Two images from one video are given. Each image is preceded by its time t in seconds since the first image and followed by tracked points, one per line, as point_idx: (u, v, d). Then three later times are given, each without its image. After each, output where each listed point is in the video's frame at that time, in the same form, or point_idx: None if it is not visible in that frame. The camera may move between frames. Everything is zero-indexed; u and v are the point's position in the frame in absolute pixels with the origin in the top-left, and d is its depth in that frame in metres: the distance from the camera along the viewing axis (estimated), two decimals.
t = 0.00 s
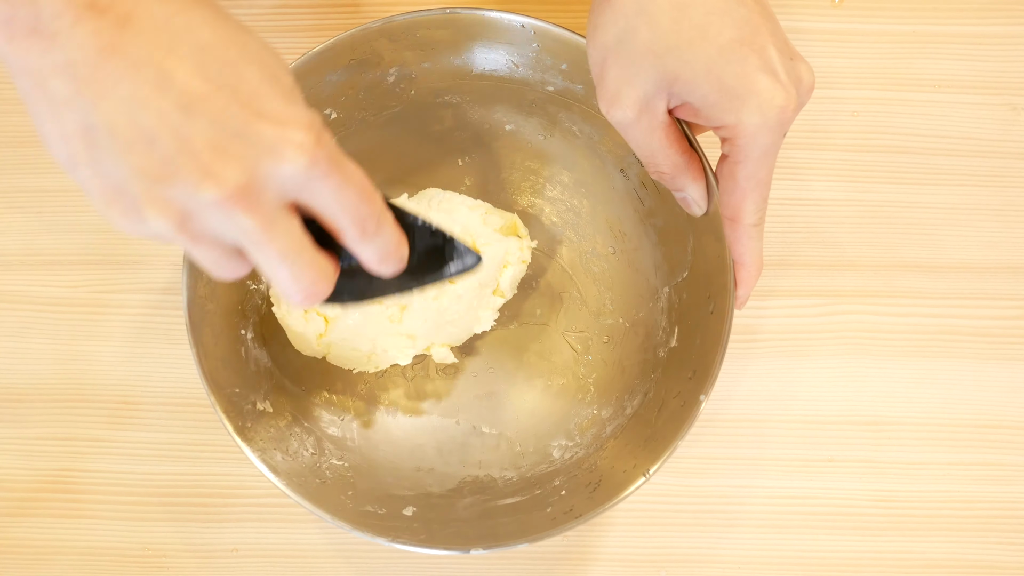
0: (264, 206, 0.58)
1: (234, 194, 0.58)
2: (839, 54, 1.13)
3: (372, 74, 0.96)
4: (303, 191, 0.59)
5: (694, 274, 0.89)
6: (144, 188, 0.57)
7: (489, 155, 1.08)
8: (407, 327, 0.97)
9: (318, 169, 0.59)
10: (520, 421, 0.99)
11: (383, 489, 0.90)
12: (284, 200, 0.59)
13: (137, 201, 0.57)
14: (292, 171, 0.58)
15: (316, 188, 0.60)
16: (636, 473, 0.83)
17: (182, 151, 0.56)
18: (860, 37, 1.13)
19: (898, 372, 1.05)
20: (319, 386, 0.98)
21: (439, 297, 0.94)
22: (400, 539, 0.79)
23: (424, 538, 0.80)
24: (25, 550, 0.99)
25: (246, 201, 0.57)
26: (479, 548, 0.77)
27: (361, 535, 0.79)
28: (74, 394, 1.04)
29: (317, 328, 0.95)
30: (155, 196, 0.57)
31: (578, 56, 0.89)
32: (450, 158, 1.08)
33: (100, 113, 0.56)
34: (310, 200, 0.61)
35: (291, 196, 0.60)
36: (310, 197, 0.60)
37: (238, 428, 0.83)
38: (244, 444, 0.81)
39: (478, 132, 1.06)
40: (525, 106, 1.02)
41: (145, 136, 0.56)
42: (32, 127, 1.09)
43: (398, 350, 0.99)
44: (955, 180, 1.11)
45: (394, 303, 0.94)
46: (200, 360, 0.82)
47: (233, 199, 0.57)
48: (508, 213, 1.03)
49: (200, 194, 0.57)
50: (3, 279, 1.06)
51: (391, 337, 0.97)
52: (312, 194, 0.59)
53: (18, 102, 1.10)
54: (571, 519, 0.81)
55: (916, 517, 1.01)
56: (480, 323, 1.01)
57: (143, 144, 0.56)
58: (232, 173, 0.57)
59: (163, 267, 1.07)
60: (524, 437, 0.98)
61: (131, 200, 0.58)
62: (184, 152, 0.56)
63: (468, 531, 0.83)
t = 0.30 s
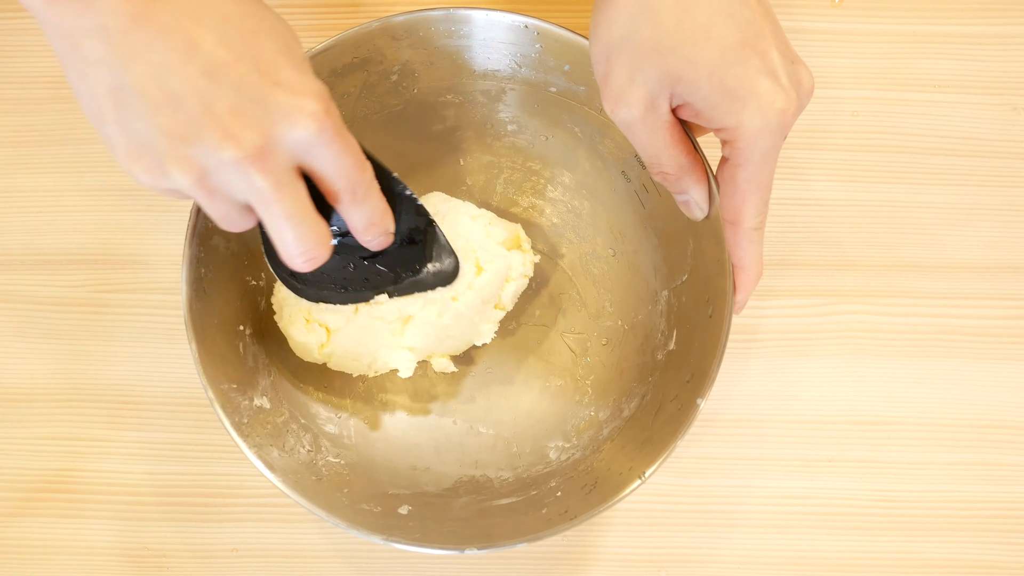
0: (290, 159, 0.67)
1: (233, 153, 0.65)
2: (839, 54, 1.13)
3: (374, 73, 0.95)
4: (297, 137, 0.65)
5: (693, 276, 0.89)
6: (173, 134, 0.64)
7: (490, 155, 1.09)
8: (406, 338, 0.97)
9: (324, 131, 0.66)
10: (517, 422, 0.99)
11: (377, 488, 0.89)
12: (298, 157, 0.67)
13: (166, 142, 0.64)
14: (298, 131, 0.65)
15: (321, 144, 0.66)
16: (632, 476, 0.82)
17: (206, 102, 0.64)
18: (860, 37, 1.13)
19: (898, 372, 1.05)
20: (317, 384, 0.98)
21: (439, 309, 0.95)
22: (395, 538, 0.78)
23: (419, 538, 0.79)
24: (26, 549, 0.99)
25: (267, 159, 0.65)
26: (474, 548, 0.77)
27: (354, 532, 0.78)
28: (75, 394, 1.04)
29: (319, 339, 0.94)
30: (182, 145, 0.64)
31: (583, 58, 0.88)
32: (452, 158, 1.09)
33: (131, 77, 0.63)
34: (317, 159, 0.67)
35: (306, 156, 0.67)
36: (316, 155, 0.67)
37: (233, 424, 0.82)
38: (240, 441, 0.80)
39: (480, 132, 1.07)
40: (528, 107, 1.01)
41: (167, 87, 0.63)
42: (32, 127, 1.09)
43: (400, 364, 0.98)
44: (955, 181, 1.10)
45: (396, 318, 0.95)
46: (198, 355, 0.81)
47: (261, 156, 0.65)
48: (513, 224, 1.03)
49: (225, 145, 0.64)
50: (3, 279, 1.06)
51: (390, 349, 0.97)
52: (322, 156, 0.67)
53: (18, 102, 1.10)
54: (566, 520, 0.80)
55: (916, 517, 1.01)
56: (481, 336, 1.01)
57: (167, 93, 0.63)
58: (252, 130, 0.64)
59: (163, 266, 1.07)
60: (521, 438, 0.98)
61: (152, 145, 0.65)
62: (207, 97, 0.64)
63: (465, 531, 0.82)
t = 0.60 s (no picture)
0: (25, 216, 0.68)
1: None
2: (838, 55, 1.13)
3: (373, 73, 0.93)
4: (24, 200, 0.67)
5: (693, 278, 0.88)
6: None
7: (491, 155, 1.08)
8: (409, 345, 0.96)
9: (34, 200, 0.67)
10: (518, 422, 1.00)
11: (379, 490, 0.88)
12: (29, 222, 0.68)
13: None
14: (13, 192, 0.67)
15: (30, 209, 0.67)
16: (632, 475, 0.82)
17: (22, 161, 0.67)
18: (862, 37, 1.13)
19: (898, 372, 1.05)
20: (315, 386, 0.97)
21: (445, 321, 0.94)
22: (397, 538, 0.78)
23: (420, 537, 0.79)
24: (27, 549, 0.99)
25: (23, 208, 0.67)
26: (474, 548, 0.77)
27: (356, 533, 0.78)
28: (74, 394, 1.04)
29: (323, 343, 0.93)
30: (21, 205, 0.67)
31: (584, 61, 0.86)
32: (453, 158, 1.08)
33: None
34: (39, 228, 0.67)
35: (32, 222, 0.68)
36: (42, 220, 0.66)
37: (236, 424, 0.79)
38: (243, 442, 0.78)
39: (480, 131, 1.05)
40: (528, 106, 0.99)
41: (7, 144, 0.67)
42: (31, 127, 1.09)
43: (402, 370, 0.96)
44: (956, 181, 1.10)
45: (399, 326, 0.94)
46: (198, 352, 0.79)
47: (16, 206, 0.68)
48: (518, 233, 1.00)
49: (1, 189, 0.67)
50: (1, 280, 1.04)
51: (391, 354, 0.95)
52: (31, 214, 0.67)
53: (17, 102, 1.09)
54: (566, 520, 0.80)
55: (915, 517, 1.02)
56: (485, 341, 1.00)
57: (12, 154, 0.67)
58: None
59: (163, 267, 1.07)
60: (521, 438, 0.99)
61: None
62: None
63: (466, 531, 0.82)
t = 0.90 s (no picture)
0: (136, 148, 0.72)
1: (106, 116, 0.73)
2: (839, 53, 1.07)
3: (475, 55, 0.93)
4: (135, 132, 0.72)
5: (772, 293, 0.89)
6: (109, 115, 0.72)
7: (578, 149, 1.07)
8: (482, 325, 0.95)
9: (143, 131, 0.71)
10: (579, 416, 1.00)
11: (441, 470, 0.91)
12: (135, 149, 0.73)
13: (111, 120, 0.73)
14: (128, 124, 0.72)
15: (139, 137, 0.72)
16: (697, 481, 0.83)
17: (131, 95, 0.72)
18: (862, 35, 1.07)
19: (898, 372, 1.03)
20: (384, 361, 0.98)
21: (522, 306, 0.94)
22: (459, 518, 0.80)
23: (480, 520, 0.81)
24: (27, 549, 0.99)
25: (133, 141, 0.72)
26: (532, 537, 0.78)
27: (421, 509, 0.80)
28: (74, 394, 1.02)
29: (395, 315, 0.92)
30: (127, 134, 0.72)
31: (687, 62, 0.87)
32: (539, 148, 1.08)
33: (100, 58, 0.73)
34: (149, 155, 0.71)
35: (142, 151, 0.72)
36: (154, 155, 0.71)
37: (310, 387, 0.82)
38: (315, 407, 0.81)
39: (569, 125, 1.05)
40: (621, 103, 0.99)
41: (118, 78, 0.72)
42: (25, 121, 1.05)
43: (472, 349, 0.97)
44: (954, 180, 1.06)
45: (475, 304, 0.93)
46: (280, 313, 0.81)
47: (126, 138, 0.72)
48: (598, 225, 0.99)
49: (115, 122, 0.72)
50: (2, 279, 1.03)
51: (467, 335, 0.96)
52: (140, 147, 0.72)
53: (8, 95, 1.05)
54: (626, 519, 0.81)
55: (915, 516, 1.01)
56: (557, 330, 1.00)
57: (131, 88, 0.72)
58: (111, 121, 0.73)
59: (163, 267, 1.03)
60: (579, 433, 0.99)
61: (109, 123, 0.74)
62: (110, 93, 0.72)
63: (524, 518, 0.83)
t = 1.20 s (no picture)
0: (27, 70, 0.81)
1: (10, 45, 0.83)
2: (839, 54, 1.07)
3: (480, 56, 0.93)
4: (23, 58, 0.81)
5: (773, 300, 0.90)
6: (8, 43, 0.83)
7: (580, 151, 1.06)
8: (481, 325, 0.95)
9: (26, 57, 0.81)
10: (576, 418, 1.00)
11: (436, 470, 0.91)
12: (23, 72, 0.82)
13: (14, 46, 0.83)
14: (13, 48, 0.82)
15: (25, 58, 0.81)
16: (693, 485, 0.84)
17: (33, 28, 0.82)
18: (860, 38, 1.07)
19: (899, 373, 1.03)
20: (382, 360, 0.98)
21: (521, 306, 0.94)
22: (455, 518, 0.81)
23: (475, 520, 0.82)
24: (28, 549, 0.99)
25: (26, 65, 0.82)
26: (525, 538, 0.79)
27: (415, 509, 0.81)
28: (74, 394, 1.02)
29: (394, 313, 0.92)
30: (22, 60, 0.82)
31: (692, 66, 0.88)
32: (540, 151, 1.07)
33: None
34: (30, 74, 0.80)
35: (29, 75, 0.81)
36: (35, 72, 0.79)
37: (306, 384, 0.82)
38: (312, 404, 0.81)
39: (571, 128, 1.05)
40: (624, 105, 1.00)
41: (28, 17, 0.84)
42: (26, 122, 1.05)
43: (472, 350, 0.96)
44: (954, 181, 1.06)
45: (473, 304, 0.93)
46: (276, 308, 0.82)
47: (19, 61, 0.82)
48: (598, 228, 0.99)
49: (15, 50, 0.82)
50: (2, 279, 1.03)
51: (465, 335, 0.95)
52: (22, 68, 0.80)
53: (9, 96, 1.05)
54: (620, 522, 0.82)
55: (915, 516, 1.01)
56: (555, 332, 1.00)
57: None
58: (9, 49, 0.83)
59: (162, 267, 1.03)
60: (575, 435, 0.99)
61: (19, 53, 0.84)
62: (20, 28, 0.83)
63: (519, 520, 0.83)
